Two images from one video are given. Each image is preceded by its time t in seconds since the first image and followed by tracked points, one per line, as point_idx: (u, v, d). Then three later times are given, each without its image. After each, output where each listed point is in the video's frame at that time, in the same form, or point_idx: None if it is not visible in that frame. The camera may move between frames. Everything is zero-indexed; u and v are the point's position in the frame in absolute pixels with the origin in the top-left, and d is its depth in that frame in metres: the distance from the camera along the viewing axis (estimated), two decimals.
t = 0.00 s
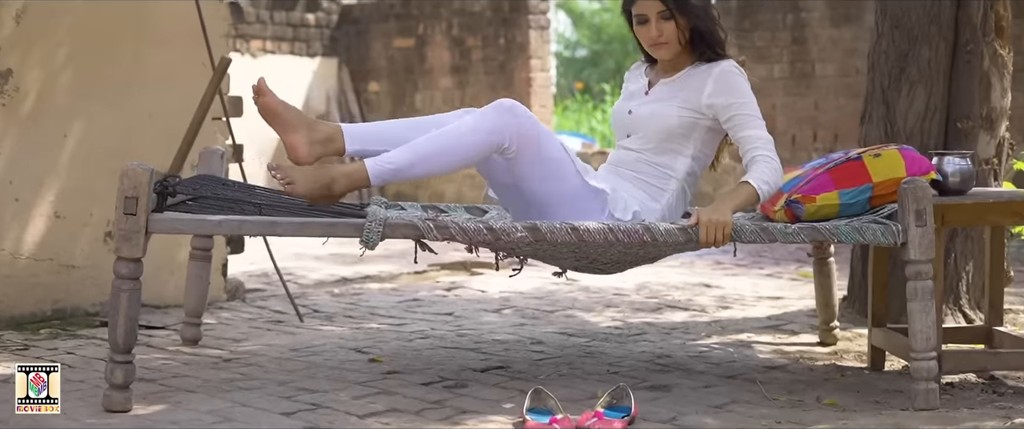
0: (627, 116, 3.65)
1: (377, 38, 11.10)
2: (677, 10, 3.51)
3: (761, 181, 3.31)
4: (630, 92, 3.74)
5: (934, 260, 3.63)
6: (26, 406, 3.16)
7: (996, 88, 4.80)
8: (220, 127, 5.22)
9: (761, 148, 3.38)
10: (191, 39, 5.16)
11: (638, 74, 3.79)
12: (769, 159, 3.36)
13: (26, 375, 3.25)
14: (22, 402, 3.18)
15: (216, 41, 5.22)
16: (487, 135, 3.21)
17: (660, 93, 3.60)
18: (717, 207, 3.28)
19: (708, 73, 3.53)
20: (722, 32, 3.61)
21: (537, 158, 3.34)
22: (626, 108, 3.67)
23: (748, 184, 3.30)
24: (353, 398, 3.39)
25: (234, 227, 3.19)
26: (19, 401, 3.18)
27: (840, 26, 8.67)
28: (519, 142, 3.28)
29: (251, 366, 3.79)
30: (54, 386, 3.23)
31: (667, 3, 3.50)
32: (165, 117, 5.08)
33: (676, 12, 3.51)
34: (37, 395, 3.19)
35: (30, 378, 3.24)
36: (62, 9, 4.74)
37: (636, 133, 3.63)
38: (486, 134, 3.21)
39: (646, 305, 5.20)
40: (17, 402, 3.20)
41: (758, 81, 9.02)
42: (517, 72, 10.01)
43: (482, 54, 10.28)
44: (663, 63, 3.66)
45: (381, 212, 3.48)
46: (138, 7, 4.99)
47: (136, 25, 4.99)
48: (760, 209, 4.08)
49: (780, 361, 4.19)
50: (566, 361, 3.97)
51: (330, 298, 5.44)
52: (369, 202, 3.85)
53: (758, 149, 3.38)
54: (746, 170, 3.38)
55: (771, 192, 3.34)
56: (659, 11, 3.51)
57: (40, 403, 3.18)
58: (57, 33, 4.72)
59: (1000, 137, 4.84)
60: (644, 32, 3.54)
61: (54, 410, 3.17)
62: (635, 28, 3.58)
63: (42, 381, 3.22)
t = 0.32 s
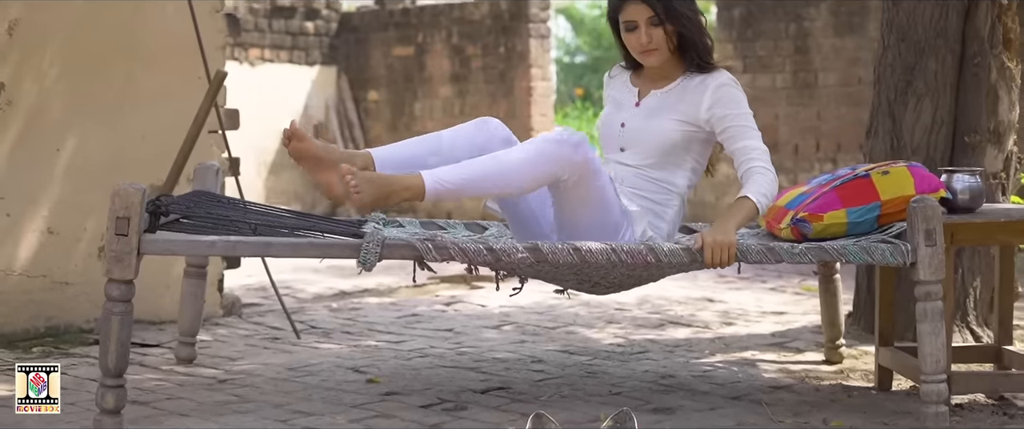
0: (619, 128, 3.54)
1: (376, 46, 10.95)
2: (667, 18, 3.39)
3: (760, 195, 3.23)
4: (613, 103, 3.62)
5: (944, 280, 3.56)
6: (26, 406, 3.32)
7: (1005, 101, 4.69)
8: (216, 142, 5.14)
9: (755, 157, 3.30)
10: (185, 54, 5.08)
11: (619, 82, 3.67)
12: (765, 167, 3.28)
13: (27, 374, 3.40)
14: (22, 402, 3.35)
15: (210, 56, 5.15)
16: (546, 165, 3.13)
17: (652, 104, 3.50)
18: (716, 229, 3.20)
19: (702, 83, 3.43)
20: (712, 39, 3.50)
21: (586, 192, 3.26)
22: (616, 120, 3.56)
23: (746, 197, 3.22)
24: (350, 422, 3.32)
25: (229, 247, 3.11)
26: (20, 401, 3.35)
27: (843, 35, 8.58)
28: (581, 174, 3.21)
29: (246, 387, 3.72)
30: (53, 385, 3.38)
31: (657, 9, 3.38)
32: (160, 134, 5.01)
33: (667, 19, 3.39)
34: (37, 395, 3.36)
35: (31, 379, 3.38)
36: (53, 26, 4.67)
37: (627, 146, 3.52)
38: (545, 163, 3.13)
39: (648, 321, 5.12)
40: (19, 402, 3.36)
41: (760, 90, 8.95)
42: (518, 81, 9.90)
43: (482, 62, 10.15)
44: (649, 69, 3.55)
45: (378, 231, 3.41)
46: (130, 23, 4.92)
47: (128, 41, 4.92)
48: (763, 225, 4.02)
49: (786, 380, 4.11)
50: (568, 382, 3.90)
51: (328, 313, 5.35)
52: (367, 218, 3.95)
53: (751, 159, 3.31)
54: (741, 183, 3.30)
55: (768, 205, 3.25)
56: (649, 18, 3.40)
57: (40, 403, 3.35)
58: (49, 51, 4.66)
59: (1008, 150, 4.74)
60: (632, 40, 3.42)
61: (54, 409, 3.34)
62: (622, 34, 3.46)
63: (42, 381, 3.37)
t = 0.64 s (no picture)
0: (616, 149, 3.28)
1: (375, 61, 10.85)
2: (663, 35, 3.17)
3: (756, 219, 3.05)
4: (603, 124, 3.37)
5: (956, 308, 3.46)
6: (27, 406, 3.59)
7: (1014, 121, 4.61)
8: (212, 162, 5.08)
9: (745, 179, 3.11)
10: (182, 71, 5.01)
11: (607, 100, 3.41)
12: (757, 189, 3.10)
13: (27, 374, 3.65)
14: (22, 402, 3.61)
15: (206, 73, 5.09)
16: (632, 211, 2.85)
17: (649, 125, 3.27)
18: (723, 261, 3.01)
19: (703, 103, 3.22)
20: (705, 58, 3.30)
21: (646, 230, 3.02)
22: (612, 141, 3.30)
23: (744, 222, 3.03)
24: None
25: (223, 275, 3.02)
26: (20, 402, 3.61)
27: (846, 51, 8.51)
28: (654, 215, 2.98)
29: (241, 416, 3.64)
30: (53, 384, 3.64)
31: (654, 27, 3.16)
32: (157, 151, 4.93)
33: (663, 38, 3.17)
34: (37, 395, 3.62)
35: (31, 380, 3.64)
36: (49, 40, 4.61)
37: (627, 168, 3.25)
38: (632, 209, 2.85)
39: (651, 344, 5.04)
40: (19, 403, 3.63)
41: (763, 106, 8.87)
42: (518, 97, 9.80)
43: (483, 77, 10.06)
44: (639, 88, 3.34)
45: (377, 259, 3.32)
46: (126, 38, 4.86)
47: (125, 57, 4.85)
48: (769, 248, 3.94)
49: (792, 408, 4.03)
50: (569, 410, 3.82)
51: (325, 336, 5.27)
52: (365, 242, 3.90)
53: (739, 181, 3.12)
54: (731, 206, 3.11)
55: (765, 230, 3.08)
56: (645, 37, 3.17)
57: (40, 403, 3.61)
58: (44, 65, 4.60)
59: (1019, 171, 4.62)
60: (628, 60, 3.20)
61: (53, 409, 3.60)
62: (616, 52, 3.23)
63: (42, 381, 3.64)
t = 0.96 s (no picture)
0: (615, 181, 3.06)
1: (374, 83, 10.77)
2: (665, 63, 3.03)
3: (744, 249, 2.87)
4: (592, 152, 3.14)
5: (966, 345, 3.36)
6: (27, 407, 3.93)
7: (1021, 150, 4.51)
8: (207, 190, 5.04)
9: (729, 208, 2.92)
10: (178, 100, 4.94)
11: (593, 127, 3.18)
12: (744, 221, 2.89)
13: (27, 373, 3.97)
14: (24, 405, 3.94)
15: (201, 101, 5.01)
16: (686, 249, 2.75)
17: (647, 159, 3.08)
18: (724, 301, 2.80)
19: (700, 135, 3.05)
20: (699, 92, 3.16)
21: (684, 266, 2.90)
22: (609, 173, 3.08)
23: (738, 255, 2.85)
24: None
25: (214, 313, 2.95)
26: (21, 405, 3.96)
27: (850, 75, 8.43)
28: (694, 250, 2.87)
29: None
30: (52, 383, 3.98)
31: (658, 56, 3.02)
32: (151, 181, 4.86)
33: (664, 68, 3.04)
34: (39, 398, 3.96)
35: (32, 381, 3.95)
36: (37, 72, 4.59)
37: (627, 201, 3.04)
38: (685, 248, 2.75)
39: (653, 375, 4.95)
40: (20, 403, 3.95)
41: (765, 130, 8.79)
42: (519, 120, 9.74)
43: (482, 100, 9.99)
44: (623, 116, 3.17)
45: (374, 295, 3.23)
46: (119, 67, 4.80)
47: (119, 87, 4.80)
48: (773, 280, 3.85)
49: None
50: None
51: (323, 366, 5.19)
52: (360, 275, 3.83)
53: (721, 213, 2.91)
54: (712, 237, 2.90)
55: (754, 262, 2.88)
56: (646, 64, 3.03)
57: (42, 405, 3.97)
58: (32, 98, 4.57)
59: None
60: (626, 86, 3.03)
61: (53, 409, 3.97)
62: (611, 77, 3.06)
63: (42, 382, 3.95)
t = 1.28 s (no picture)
0: (613, 213, 2.92)
1: (373, 110, 10.71)
2: (660, 87, 2.95)
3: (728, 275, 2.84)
4: (585, 179, 2.96)
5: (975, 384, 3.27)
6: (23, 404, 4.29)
7: None
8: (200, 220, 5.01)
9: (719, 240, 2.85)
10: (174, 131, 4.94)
11: (583, 155, 3.00)
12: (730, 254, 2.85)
13: (28, 375, 4.34)
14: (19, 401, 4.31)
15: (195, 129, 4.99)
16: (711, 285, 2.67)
17: (643, 189, 2.96)
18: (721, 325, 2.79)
19: (691, 167, 3.00)
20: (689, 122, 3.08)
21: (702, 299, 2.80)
22: (605, 204, 2.93)
23: (727, 284, 2.83)
24: None
25: (201, 351, 2.87)
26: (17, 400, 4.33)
27: (851, 101, 8.35)
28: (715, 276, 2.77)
29: None
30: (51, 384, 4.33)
31: (657, 80, 2.93)
32: (143, 213, 4.87)
33: (659, 92, 2.95)
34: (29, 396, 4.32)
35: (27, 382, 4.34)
36: (25, 106, 4.65)
37: (623, 234, 2.92)
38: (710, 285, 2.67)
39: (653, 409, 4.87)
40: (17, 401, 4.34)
41: (766, 157, 8.72)
42: (518, 146, 9.63)
43: (482, 127, 9.88)
44: (608, 143, 3.05)
45: (367, 331, 3.15)
46: (111, 98, 4.82)
47: (111, 119, 4.82)
48: (775, 313, 3.76)
49: None
50: None
51: (317, 398, 5.11)
52: (355, 308, 3.76)
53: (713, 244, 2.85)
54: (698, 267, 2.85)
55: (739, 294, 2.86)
56: (643, 86, 2.93)
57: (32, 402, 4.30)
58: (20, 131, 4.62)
59: None
60: (623, 107, 2.93)
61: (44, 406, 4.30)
62: (605, 99, 2.96)
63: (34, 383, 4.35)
